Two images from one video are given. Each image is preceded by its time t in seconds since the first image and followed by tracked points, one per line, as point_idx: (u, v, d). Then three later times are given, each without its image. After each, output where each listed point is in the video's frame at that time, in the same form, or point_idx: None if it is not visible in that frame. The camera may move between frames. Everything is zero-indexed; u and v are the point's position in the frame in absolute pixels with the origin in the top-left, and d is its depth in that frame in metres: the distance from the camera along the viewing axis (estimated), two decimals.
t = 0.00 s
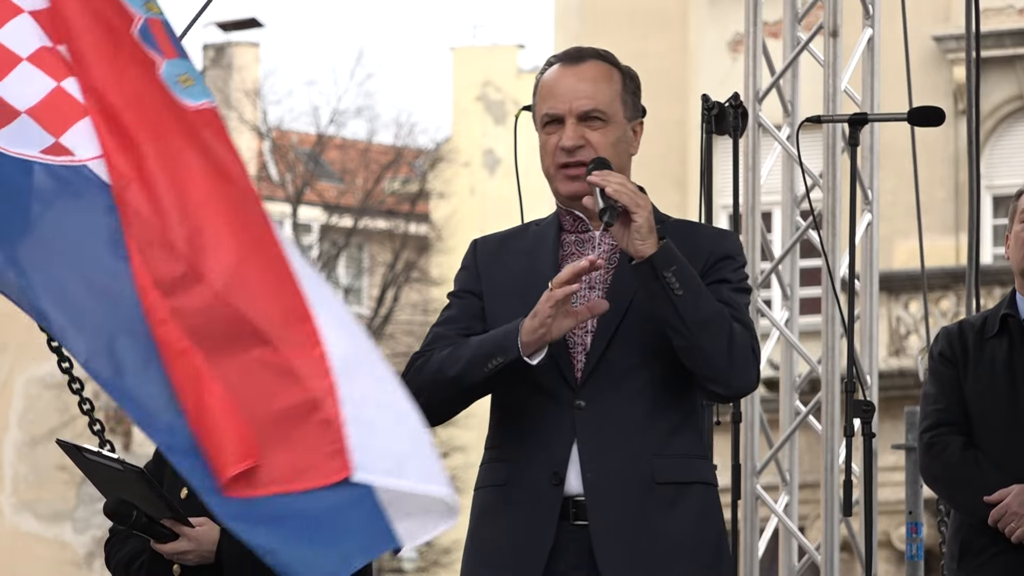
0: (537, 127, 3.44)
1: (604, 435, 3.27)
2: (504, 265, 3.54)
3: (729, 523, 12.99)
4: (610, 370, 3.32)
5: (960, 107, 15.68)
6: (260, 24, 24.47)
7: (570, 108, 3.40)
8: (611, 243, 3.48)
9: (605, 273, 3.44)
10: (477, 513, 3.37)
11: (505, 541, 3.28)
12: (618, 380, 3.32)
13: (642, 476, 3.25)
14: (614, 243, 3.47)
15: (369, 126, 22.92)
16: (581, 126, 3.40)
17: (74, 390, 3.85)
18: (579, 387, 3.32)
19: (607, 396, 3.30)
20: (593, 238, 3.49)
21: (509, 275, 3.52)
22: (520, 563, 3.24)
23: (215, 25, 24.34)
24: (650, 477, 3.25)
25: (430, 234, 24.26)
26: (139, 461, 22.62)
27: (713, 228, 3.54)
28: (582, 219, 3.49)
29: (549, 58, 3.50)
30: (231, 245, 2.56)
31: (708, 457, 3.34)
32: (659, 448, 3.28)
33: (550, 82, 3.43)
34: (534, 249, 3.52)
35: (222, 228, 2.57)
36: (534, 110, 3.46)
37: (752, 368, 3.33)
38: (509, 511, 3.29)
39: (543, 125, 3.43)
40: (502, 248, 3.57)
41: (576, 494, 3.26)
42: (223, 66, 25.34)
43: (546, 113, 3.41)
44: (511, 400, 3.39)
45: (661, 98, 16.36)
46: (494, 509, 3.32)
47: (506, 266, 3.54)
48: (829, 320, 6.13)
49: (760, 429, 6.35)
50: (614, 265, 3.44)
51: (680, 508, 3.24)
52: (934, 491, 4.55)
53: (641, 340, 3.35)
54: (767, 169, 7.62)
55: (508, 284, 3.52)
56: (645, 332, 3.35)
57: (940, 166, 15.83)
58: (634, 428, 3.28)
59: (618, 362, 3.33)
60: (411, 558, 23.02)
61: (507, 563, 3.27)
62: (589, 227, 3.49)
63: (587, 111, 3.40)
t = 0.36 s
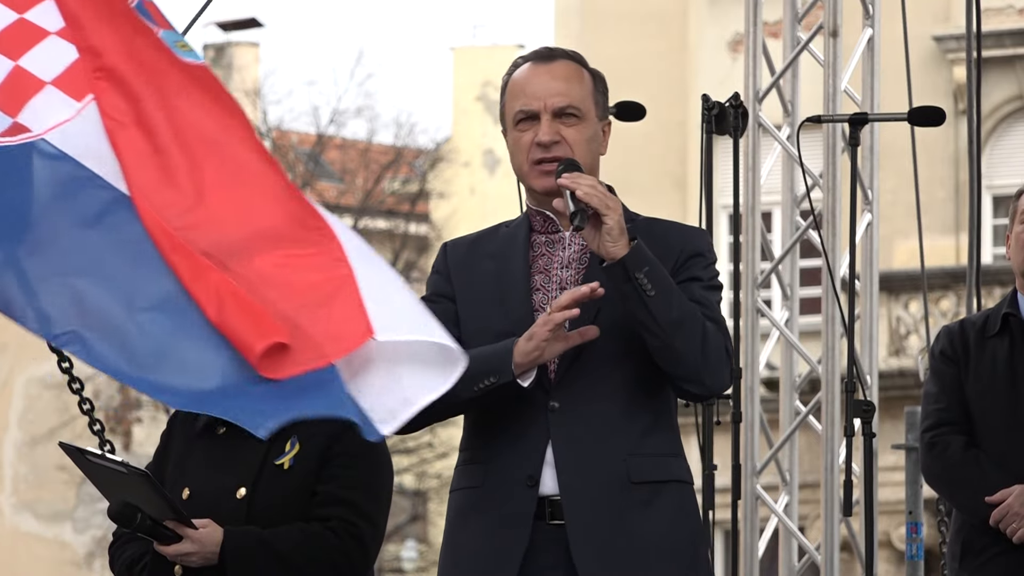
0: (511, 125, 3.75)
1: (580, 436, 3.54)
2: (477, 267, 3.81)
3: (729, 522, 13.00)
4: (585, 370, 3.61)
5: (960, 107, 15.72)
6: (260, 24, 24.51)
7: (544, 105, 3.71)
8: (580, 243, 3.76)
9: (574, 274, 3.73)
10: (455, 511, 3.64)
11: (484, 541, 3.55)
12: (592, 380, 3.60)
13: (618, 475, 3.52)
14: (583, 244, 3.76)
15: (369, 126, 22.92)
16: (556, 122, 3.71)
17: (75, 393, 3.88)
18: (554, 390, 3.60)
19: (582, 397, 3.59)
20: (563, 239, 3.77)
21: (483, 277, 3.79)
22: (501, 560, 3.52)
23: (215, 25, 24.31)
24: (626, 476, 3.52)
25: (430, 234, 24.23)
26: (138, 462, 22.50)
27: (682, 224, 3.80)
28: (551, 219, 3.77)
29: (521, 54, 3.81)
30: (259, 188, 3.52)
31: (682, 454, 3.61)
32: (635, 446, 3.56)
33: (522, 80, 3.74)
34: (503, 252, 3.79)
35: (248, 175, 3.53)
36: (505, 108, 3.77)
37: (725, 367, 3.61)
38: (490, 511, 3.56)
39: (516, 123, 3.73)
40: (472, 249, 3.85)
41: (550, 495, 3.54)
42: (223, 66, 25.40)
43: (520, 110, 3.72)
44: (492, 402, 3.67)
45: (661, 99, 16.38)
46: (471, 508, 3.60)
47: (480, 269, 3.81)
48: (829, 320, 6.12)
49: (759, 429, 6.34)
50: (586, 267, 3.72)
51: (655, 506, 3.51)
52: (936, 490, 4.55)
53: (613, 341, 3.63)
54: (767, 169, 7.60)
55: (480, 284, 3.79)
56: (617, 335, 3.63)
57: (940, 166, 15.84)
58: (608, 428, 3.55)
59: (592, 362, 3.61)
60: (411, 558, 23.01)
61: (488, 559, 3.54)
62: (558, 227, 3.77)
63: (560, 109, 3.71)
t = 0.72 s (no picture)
0: (497, 128, 3.50)
1: (571, 435, 3.32)
2: (456, 274, 3.57)
3: (728, 521, 13.03)
4: (572, 370, 3.37)
5: (960, 107, 15.72)
6: (260, 24, 24.55)
7: (533, 106, 3.47)
8: (564, 242, 3.52)
9: (559, 274, 3.49)
10: (444, 517, 3.42)
11: (479, 543, 3.32)
12: (583, 379, 3.37)
13: (612, 473, 3.31)
14: (566, 243, 3.52)
15: (369, 126, 22.93)
16: (544, 123, 3.47)
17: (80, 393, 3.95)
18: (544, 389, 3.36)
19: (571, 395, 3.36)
20: (546, 239, 3.53)
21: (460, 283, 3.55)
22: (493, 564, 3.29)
23: (215, 25, 24.33)
24: (619, 474, 3.31)
25: (431, 233, 24.25)
26: (138, 462, 22.50)
27: (660, 223, 3.60)
28: (533, 220, 3.54)
29: (504, 53, 3.57)
30: None
31: (672, 452, 3.42)
32: (628, 443, 3.35)
33: (506, 81, 3.51)
34: (486, 258, 3.56)
35: None
36: (489, 111, 3.52)
37: (717, 361, 3.41)
38: (479, 514, 3.34)
39: (503, 125, 3.49)
40: (450, 256, 3.61)
41: (545, 494, 3.31)
42: (224, 67, 25.46)
43: (506, 110, 3.48)
44: (476, 405, 3.42)
45: (661, 99, 16.39)
46: (461, 511, 3.37)
47: (458, 275, 3.57)
48: (829, 320, 6.12)
49: (760, 429, 6.34)
50: (570, 265, 3.48)
51: (649, 504, 3.31)
52: (937, 489, 4.55)
53: (601, 339, 3.41)
54: (768, 169, 7.60)
55: (459, 295, 3.54)
56: (608, 330, 3.41)
57: (940, 165, 15.85)
58: (600, 426, 3.34)
59: (582, 359, 3.38)
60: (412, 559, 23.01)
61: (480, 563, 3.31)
62: (540, 228, 3.54)
63: (550, 110, 3.46)
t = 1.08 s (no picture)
0: (514, 120, 3.63)
1: (579, 439, 3.47)
2: (455, 269, 3.71)
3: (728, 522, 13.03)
4: (579, 373, 3.53)
5: (960, 107, 15.73)
6: (260, 24, 24.57)
7: (554, 105, 3.60)
8: (569, 242, 3.66)
9: (564, 276, 3.63)
10: (443, 508, 3.57)
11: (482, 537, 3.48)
12: (589, 382, 3.52)
13: (616, 477, 3.47)
14: (571, 244, 3.66)
15: (369, 126, 22.94)
16: (562, 123, 3.61)
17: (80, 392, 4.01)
18: (551, 392, 3.51)
19: (578, 397, 3.51)
20: (550, 239, 3.67)
21: (462, 280, 3.68)
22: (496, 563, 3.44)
23: (215, 25, 24.33)
24: (623, 478, 3.47)
25: (430, 233, 24.26)
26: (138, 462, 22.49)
27: (664, 227, 3.69)
28: (539, 218, 3.68)
29: (526, 48, 3.70)
30: None
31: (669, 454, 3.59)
32: (630, 448, 3.51)
33: (527, 76, 3.64)
34: (485, 253, 3.70)
35: None
36: (506, 103, 3.66)
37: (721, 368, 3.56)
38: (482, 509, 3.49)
39: (521, 119, 3.62)
40: (449, 249, 3.75)
41: (551, 497, 3.47)
42: (223, 66, 25.46)
43: (527, 107, 3.61)
44: (480, 402, 3.57)
45: (661, 100, 16.40)
46: (462, 506, 3.53)
47: (458, 270, 3.70)
48: (829, 320, 6.12)
49: (760, 429, 6.34)
50: (575, 268, 3.63)
51: (650, 509, 3.48)
52: (937, 490, 4.55)
53: (607, 343, 3.55)
54: (767, 169, 7.60)
55: (459, 290, 3.66)
56: (613, 334, 3.56)
57: (940, 166, 15.87)
58: (604, 430, 3.49)
59: (590, 363, 3.53)
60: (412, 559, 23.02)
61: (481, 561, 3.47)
62: (545, 227, 3.68)
63: (570, 110, 3.60)
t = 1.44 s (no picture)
0: (543, 119, 3.46)
1: (587, 441, 3.28)
2: (472, 266, 3.50)
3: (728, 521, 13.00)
4: (593, 374, 3.33)
5: (960, 107, 15.69)
6: (260, 24, 24.56)
7: (585, 105, 3.42)
8: (590, 243, 3.45)
9: (583, 277, 3.42)
10: (443, 505, 3.38)
11: (480, 535, 3.29)
12: (602, 386, 3.33)
13: (622, 481, 3.27)
14: (592, 245, 3.45)
15: (369, 126, 22.92)
16: (592, 124, 3.42)
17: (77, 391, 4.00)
18: (561, 391, 3.32)
19: (589, 400, 3.31)
20: (571, 238, 3.46)
21: (478, 277, 3.47)
22: (491, 563, 3.26)
23: (215, 25, 24.32)
24: (628, 482, 3.28)
25: (430, 233, 24.28)
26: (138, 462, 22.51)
27: (682, 236, 3.50)
28: (562, 218, 3.47)
29: (560, 46, 3.52)
30: None
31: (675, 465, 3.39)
32: (635, 454, 3.32)
33: (559, 75, 3.46)
34: (501, 247, 3.50)
35: None
36: (536, 101, 3.48)
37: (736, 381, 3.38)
38: (481, 507, 3.31)
39: (550, 118, 3.44)
40: (466, 242, 3.54)
41: (557, 496, 3.27)
42: (223, 66, 25.45)
43: (557, 105, 3.43)
44: (484, 400, 3.38)
45: (661, 100, 16.42)
46: (461, 504, 3.34)
47: (473, 268, 3.49)
48: (829, 320, 6.12)
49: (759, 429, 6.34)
50: (594, 269, 3.42)
51: (655, 514, 3.29)
52: (936, 490, 4.55)
53: (625, 347, 3.35)
54: (766, 170, 7.61)
55: (474, 287, 3.46)
56: (629, 336, 3.36)
57: (940, 166, 15.86)
58: (612, 434, 3.30)
59: (605, 364, 3.33)
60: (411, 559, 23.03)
61: (476, 557, 3.28)
62: (568, 227, 3.47)
63: (601, 112, 3.42)
